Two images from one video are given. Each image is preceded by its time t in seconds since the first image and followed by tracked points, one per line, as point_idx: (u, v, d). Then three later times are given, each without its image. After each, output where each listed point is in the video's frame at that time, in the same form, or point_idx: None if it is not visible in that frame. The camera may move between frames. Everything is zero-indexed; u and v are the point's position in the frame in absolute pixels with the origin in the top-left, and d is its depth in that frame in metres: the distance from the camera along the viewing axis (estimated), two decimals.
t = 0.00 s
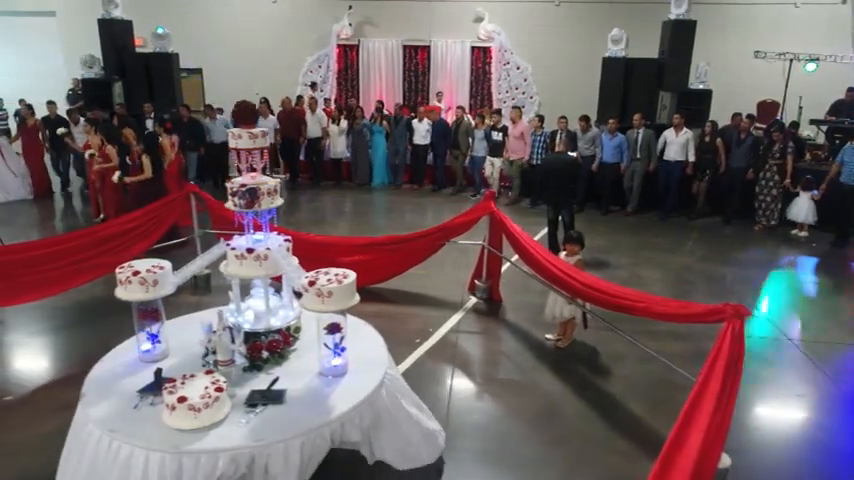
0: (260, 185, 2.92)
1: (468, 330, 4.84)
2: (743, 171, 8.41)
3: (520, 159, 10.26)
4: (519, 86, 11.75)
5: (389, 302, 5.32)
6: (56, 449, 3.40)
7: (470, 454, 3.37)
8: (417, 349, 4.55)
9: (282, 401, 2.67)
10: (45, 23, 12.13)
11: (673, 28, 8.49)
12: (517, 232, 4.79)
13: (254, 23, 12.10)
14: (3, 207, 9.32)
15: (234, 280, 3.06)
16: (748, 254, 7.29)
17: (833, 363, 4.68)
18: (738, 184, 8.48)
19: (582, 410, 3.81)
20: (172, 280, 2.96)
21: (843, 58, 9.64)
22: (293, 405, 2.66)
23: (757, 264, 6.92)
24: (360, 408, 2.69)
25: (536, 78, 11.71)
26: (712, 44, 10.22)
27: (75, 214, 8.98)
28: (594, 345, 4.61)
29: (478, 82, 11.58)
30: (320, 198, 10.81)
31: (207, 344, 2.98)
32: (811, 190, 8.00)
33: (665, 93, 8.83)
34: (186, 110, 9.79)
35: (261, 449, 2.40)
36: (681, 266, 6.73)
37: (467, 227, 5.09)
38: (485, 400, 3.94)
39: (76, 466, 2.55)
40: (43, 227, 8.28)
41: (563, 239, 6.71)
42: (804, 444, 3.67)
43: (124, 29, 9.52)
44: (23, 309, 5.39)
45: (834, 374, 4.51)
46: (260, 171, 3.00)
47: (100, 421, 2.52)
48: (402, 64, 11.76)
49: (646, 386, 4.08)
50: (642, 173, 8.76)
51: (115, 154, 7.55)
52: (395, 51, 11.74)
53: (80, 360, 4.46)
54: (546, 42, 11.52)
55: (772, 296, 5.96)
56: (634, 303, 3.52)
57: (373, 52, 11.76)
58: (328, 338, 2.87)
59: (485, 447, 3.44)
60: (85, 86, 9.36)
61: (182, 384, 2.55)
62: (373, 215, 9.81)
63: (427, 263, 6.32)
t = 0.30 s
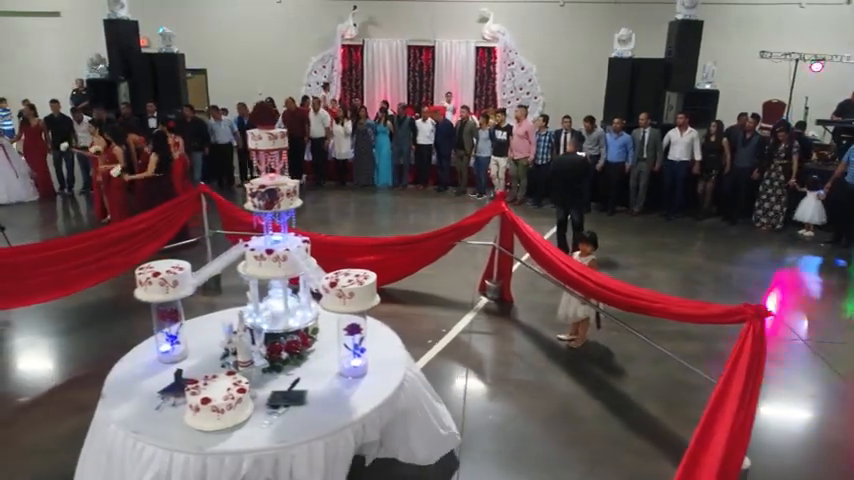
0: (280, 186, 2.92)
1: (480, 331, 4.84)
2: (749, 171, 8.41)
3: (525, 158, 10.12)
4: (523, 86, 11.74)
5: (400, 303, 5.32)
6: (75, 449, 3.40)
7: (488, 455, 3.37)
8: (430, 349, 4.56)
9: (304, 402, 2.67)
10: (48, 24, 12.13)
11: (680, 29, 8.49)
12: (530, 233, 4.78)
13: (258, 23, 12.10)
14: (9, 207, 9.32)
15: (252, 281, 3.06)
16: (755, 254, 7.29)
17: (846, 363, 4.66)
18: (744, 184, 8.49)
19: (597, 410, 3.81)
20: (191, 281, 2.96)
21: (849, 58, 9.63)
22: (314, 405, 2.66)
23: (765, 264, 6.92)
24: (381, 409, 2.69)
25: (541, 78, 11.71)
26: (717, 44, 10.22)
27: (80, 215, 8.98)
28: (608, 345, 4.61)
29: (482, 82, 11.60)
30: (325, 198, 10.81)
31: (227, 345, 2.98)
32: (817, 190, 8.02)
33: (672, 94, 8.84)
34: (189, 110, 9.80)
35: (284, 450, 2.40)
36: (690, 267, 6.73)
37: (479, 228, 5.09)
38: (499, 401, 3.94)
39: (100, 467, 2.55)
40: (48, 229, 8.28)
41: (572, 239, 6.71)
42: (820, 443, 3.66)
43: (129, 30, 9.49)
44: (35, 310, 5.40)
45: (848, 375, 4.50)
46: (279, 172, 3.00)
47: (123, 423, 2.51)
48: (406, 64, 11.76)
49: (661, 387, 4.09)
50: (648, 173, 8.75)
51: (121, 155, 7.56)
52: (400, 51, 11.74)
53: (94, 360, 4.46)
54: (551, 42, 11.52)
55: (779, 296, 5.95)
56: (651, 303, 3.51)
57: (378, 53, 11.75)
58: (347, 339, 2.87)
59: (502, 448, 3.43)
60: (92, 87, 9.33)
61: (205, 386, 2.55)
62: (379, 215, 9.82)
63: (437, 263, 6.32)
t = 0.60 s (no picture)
0: (300, 188, 2.91)
1: (492, 332, 4.84)
2: (754, 171, 8.36)
3: (530, 158, 10.13)
4: (528, 87, 11.74)
5: (412, 304, 5.32)
6: (95, 451, 3.40)
7: (507, 456, 3.37)
8: (443, 350, 4.56)
9: (326, 404, 2.67)
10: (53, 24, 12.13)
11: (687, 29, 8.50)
12: (542, 234, 4.79)
13: (263, 24, 12.10)
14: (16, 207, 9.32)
15: (270, 282, 3.05)
16: (763, 254, 7.29)
17: None
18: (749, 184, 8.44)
19: (613, 412, 3.81)
20: (212, 282, 2.96)
21: None
22: (337, 407, 2.66)
23: (774, 264, 6.91)
24: (403, 411, 2.69)
25: (546, 78, 11.71)
26: (723, 44, 10.23)
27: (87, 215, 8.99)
28: (621, 346, 4.61)
29: (487, 82, 11.59)
30: (330, 198, 10.80)
31: (248, 346, 2.97)
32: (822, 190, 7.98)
33: (679, 94, 8.85)
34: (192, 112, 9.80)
35: (309, 451, 2.40)
36: (699, 267, 6.72)
37: (491, 228, 5.10)
38: (514, 402, 3.94)
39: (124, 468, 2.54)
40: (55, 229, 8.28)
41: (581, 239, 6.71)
42: (837, 443, 3.66)
43: (134, 30, 9.37)
44: (47, 310, 5.40)
45: None
46: (300, 173, 2.99)
47: (146, 425, 2.51)
48: (411, 65, 11.77)
49: (677, 388, 4.09)
50: (653, 173, 8.74)
51: (128, 156, 7.39)
52: (404, 51, 11.75)
53: (107, 361, 4.46)
54: (556, 42, 11.52)
55: (785, 296, 5.93)
56: (668, 303, 3.51)
57: (382, 53, 11.75)
58: (368, 340, 2.87)
59: (521, 449, 3.43)
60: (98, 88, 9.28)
61: (228, 387, 2.55)
62: (384, 215, 9.81)
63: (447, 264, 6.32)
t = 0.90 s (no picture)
0: (321, 188, 2.91)
1: (506, 332, 4.83)
2: (756, 170, 8.34)
3: (534, 157, 10.14)
4: (533, 87, 11.71)
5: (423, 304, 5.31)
6: (113, 454, 3.40)
7: (525, 457, 3.37)
8: (457, 351, 4.55)
9: (349, 405, 2.66)
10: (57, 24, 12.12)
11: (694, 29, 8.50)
12: (557, 234, 4.78)
13: (267, 24, 12.09)
14: (22, 207, 9.30)
15: (288, 283, 3.04)
16: (772, 253, 7.29)
17: None
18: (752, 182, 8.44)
19: (630, 412, 3.81)
20: (233, 283, 2.95)
21: None
22: (360, 408, 2.65)
23: (784, 264, 6.90)
24: (425, 412, 2.69)
25: (550, 78, 11.71)
26: (729, 44, 10.21)
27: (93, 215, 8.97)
28: (635, 347, 4.60)
29: (492, 82, 11.53)
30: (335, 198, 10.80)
31: (269, 347, 2.97)
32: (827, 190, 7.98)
33: (687, 95, 8.84)
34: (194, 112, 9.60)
35: (334, 452, 2.39)
36: (709, 267, 6.72)
37: (503, 228, 5.09)
38: (531, 402, 3.93)
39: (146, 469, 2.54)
40: (61, 230, 8.26)
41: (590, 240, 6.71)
42: None
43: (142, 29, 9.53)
44: (57, 311, 5.38)
45: None
46: (319, 175, 2.99)
47: (170, 426, 2.51)
48: (415, 65, 11.74)
49: (692, 388, 4.09)
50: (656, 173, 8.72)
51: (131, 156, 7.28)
52: (409, 51, 11.71)
53: (120, 363, 4.45)
54: (561, 42, 11.51)
55: (790, 296, 5.93)
56: (685, 303, 3.50)
57: (387, 53, 11.71)
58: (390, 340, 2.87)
59: (538, 450, 3.43)
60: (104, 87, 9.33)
61: (252, 388, 2.55)
62: (391, 215, 9.79)
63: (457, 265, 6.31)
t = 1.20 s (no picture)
0: (342, 190, 2.90)
1: (519, 333, 4.83)
2: (757, 169, 8.32)
3: (538, 155, 10.13)
4: (538, 87, 11.69)
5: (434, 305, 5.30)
6: (130, 456, 3.39)
7: (543, 458, 3.37)
8: (471, 352, 4.55)
9: (373, 407, 2.65)
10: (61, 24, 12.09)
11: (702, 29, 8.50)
12: (570, 236, 4.77)
13: (272, 24, 12.09)
14: (28, 207, 9.27)
15: (308, 284, 3.03)
16: (781, 253, 7.28)
17: None
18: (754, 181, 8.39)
19: (647, 413, 3.81)
20: (253, 284, 2.94)
21: None
22: (383, 410, 2.65)
23: (792, 264, 6.89)
24: (450, 413, 2.68)
25: (555, 78, 11.70)
26: (734, 44, 10.21)
27: (99, 215, 8.94)
28: (648, 347, 4.60)
29: (497, 83, 11.52)
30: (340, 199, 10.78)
31: (291, 348, 2.97)
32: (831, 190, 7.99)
33: (694, 95, 8.86)
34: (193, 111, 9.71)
35: (361, 454, 2.38)
36: (718, 267, 6.71)
37: (516, 229, 5.08)
38: (547, 403, 3.92)
39: (169, 471, 2.53)
40: (67, 230, 8.23)
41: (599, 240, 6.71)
42: None
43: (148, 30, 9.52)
44: (67, 312, 5.37)
45: None
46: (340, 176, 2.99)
47: (195, 428, 2.50)
48: (420, 65, 11.72)
49: (708, 388, 4.08)
50: (659, 172, 8.71)
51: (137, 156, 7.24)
52: (414, 51, 11.70)
53: (133, 364, 4.44)
54: (567, 42, 11.50)
55: (796, 296, 5.93)
56: (703, 304, 3.50)
57: (391, 53, 11.70)
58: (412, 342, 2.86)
59: (555, 451, 3.43)
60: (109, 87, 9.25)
61: (277, 390, 2.54)
62: (397, 215, 9.77)
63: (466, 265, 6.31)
